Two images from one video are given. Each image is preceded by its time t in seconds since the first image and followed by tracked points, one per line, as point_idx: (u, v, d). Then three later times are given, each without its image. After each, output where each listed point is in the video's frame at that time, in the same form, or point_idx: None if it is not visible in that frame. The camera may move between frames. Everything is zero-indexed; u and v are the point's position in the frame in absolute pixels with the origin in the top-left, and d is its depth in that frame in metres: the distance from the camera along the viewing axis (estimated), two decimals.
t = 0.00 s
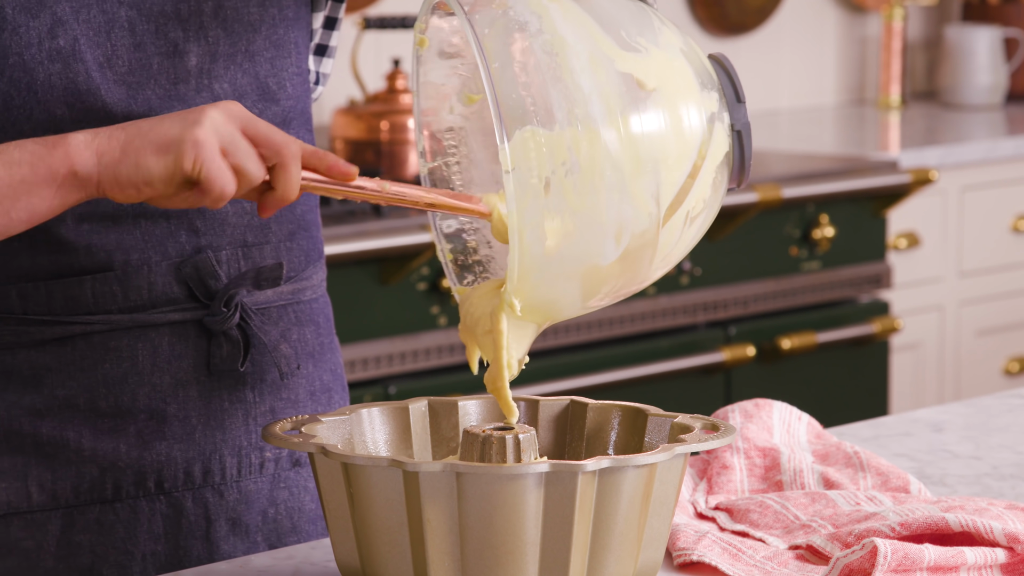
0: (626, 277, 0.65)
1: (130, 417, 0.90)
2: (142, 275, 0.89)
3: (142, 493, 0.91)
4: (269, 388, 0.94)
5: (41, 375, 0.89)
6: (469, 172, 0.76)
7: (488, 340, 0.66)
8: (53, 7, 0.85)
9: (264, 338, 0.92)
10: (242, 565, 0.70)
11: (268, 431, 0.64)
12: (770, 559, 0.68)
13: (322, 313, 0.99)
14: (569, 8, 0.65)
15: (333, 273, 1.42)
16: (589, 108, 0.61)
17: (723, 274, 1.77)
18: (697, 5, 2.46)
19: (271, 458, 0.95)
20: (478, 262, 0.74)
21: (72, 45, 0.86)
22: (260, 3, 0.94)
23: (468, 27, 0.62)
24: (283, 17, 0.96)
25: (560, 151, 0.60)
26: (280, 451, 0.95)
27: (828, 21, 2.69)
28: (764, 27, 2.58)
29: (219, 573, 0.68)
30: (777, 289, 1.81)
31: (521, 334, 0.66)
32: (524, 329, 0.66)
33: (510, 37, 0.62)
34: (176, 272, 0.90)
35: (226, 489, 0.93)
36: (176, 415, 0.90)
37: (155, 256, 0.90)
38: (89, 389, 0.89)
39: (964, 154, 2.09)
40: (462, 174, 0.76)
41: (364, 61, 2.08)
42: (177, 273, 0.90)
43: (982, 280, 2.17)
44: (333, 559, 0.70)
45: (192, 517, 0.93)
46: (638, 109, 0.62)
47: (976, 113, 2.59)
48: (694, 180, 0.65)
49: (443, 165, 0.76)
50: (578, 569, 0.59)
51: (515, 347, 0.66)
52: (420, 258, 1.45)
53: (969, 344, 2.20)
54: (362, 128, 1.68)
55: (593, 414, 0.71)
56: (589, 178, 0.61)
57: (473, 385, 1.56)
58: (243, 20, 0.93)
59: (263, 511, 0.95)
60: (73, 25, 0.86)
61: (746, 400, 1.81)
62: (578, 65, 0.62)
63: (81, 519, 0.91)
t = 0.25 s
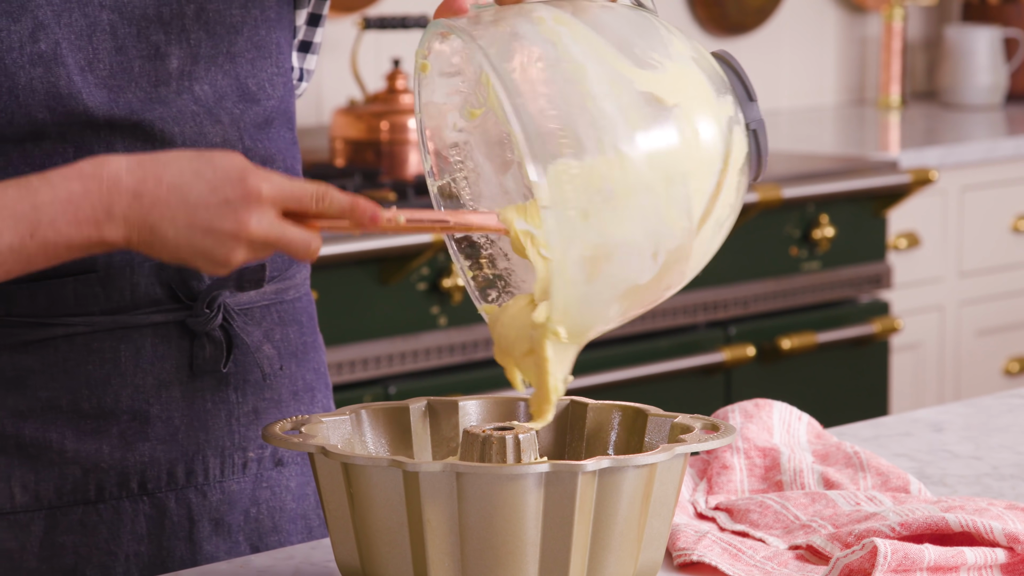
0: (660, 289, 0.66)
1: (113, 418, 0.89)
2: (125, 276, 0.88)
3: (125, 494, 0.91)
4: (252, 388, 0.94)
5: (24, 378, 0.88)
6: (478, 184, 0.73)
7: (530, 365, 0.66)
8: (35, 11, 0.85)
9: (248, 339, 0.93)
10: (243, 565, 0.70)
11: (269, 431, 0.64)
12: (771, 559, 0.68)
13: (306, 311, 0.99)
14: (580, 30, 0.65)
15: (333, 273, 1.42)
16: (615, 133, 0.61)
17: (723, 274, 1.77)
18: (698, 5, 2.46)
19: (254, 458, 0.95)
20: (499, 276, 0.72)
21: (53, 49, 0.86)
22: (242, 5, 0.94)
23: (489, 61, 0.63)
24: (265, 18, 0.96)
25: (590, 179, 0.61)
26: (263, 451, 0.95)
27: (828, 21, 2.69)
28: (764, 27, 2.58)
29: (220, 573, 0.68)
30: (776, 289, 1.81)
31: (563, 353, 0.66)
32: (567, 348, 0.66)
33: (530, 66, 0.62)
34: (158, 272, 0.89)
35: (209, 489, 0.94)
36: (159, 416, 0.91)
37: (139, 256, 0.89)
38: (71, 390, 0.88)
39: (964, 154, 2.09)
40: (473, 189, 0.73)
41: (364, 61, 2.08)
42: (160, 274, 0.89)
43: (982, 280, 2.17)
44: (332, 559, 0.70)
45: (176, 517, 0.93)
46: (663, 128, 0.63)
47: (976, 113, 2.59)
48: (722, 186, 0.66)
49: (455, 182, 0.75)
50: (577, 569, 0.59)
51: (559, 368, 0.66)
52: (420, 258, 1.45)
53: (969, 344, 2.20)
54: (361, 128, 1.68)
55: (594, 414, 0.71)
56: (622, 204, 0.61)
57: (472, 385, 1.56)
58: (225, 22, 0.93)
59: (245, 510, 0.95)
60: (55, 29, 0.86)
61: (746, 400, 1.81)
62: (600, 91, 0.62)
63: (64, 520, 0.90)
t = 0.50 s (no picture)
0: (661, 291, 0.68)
1: (101, 416, 0.90)
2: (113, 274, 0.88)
3: (113, 492, 0.91)
4: (240, 386, 0.94)
5: (10, 376, 0.88)
6: (456, 166, 0.79)
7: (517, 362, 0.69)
8: (20, 8, 0.84)
9: (237, 338, 0.94)
10: (243, 565, 0.70)
11: (268, 431, 0.64)
12: (771, 559, 0.68)
13: (295, 308, 0.99)
14: (610, 30, 0.65)
15: (332, 272, 1.42)
16: (643, 141, 0.62)
17: (722, 274, 1.77)
18: (698, 5, 2.46)
19: (242, 456, 0.95)
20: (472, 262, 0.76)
21: (39, 46, 0.85)
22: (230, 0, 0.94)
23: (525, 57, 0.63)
24: (253, 14, 0.96)
25: (619, 184, 0.61)
26: (251, 448, 0.95)
27: (828, 21, 2.69)
28: (764, 27, 2.58)
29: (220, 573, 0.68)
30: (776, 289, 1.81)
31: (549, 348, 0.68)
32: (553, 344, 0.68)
33: (564, 65, 0.63)
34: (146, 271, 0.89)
35: (197, 487, 0.93)
36: (147, 414, 0.91)
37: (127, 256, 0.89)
38: (59, 388, 0.88)
39: (964, 154, 2.09)
40: (450, 169, 0.80)
41: (364, 61, 2.08)
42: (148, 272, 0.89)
43: (982, 280, 2.17)
44: (332, 559, 0.70)
45: (163, 515, 0.93)
46: (687, 135, 0.64)
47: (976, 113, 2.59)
48: (728, 197, 0.68)
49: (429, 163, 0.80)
50: (577, 569, 0.59)
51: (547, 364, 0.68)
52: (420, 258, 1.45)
53: (969, 344, 2.20)
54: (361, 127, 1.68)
55: (594, 414, 0.71)
56: (644, 210, 0.62)
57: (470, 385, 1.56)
58: (213, 18, 0.93)
59: (234, 508, 0.95)
60: (40, 26, 0.85)
61: (746, 400, 1.81)
62: (631, 96, 0.63)
63: (52, 518, 0.90)
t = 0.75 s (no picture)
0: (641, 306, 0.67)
1: (85, 418, 0.90)
2: (98, 275, 0.89)
3: (98, 492, 0.91)
4: (228, 386, 0.94)
5: None
6: (417, 164, 0.74)
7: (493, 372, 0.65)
8: (4, 11, 0.84)
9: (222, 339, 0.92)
10: (243, 565, 0.70)
11: (268, 431, 0.64)
12: (770, 559, 0.68)
13: (285, 307, 0.99)
14: (598, 49, 0.64)
15: (331, 272, 1.42)
16: (636, 161, 0.61)
17: (722, 274, 1.77)
18: (698, 5, 2.46)
19: (230, 456, 0.95)
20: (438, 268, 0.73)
21: (22, 49, 0.85)
22: None
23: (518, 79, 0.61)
24: (243, 13, 0.96)
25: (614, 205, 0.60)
26: (239, 448, 0.95)
27: (828, 22, 2.69)
28: (764, 27, 2.58)
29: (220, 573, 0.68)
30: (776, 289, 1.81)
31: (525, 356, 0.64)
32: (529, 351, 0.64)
33: (554, 85, 0.61)
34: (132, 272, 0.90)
35: (183, 487, 0.93)
36: (132, 415, 0.91)
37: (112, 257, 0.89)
38: (44, 389, 0.89)
39: (964, 154, 2.09)
40: (410, 167, 0.74)
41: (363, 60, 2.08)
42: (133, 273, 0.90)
43: (982, 280, 2.17)
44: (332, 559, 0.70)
45: (149, 516, 0.93)
46: (674, 152, 0.63)
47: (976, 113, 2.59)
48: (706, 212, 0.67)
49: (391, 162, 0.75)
50: (577, 569, 0.59)
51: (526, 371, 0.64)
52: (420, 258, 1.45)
53: (969, 344, 2.20)
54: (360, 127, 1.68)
55: (594, 413, 0.71)
56: (636, 230, 0.61)
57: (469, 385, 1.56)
58: (201, 18, 0.93)
59: (222, 507, 0.95)
60: (24, 28, 0.85)
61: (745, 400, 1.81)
62: (624, 118, 0.62)
63: (37, 518, 0.90)
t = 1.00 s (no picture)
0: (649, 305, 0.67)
1: (77, 420, 0.90)
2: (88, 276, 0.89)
3: (91, 494, 0.91)
4: (221, 388, 0.94)
5: None
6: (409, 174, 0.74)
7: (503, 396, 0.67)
8: None
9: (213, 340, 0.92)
10: (243, 565, 0.70)
11: (268, 430, 0.64)
12: (770, 559, 0.68)
13: (281, 309, 0.98)
14: (608, 58, 0.63)
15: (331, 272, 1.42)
16: (658, 172, 0.60)
17: (721, 274, 1.77)
18: (698, 5, 2.46)
19: (225, 457, 0.95)
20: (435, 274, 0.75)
21: (8, 52, 0.85)
22: (207, 3, 0.94)
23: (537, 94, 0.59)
24: (233, 16, 0.96)
25: (640, 219, 0.60)
26: (234, 449, 0.95)
27: (828, 22, 2.69)
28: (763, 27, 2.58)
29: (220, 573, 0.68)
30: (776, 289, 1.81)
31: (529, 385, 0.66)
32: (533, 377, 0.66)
33: (576, 98, 0.59)
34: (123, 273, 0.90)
35: (177, 489, 0.94)
36: (124, 416, 0.91)
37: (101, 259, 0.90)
38: (35, 391, 0.88)
39: (964, 154, 2.09)
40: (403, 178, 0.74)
41: (364, 61, 2.08)
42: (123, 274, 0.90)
43: (982, 280, 2.17)
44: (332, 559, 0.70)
45: (143, 517, 0.93)
46: (690, 158, 0.63)
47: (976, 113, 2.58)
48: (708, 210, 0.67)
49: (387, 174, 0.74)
50: (578, 570, 0.59)
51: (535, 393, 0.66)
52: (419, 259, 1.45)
53: (969, 345, 2.20)
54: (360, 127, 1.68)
55: (594, 413, 0.71)
56: (660, 239, 0.61)
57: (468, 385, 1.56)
58: (190, 20, 0.93)
59: (217, 509, 0.95)
60: (10, 31, 0.86)
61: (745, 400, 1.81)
62: (644, 128, 0.61)
63: (30, 520, 0.90)
